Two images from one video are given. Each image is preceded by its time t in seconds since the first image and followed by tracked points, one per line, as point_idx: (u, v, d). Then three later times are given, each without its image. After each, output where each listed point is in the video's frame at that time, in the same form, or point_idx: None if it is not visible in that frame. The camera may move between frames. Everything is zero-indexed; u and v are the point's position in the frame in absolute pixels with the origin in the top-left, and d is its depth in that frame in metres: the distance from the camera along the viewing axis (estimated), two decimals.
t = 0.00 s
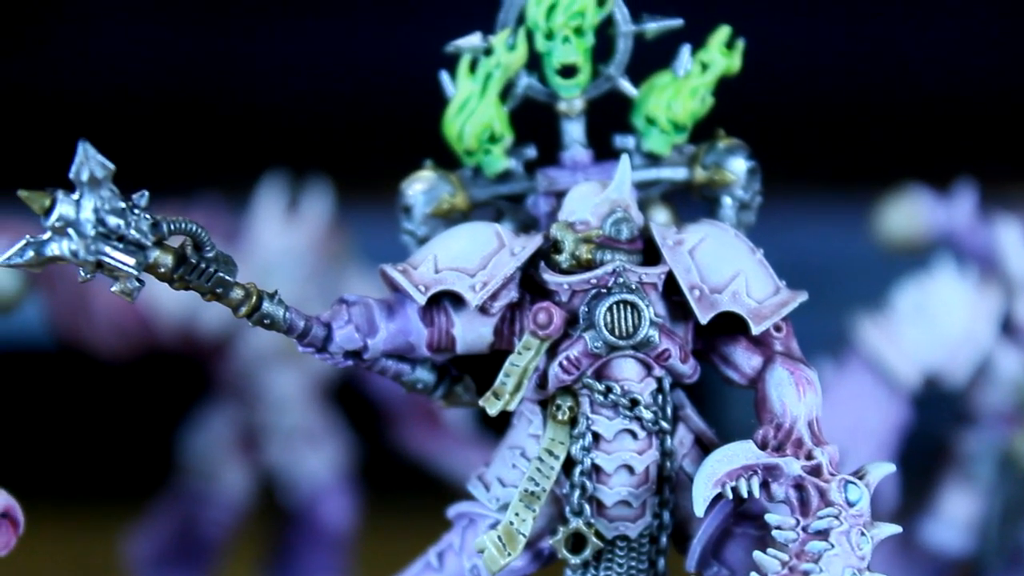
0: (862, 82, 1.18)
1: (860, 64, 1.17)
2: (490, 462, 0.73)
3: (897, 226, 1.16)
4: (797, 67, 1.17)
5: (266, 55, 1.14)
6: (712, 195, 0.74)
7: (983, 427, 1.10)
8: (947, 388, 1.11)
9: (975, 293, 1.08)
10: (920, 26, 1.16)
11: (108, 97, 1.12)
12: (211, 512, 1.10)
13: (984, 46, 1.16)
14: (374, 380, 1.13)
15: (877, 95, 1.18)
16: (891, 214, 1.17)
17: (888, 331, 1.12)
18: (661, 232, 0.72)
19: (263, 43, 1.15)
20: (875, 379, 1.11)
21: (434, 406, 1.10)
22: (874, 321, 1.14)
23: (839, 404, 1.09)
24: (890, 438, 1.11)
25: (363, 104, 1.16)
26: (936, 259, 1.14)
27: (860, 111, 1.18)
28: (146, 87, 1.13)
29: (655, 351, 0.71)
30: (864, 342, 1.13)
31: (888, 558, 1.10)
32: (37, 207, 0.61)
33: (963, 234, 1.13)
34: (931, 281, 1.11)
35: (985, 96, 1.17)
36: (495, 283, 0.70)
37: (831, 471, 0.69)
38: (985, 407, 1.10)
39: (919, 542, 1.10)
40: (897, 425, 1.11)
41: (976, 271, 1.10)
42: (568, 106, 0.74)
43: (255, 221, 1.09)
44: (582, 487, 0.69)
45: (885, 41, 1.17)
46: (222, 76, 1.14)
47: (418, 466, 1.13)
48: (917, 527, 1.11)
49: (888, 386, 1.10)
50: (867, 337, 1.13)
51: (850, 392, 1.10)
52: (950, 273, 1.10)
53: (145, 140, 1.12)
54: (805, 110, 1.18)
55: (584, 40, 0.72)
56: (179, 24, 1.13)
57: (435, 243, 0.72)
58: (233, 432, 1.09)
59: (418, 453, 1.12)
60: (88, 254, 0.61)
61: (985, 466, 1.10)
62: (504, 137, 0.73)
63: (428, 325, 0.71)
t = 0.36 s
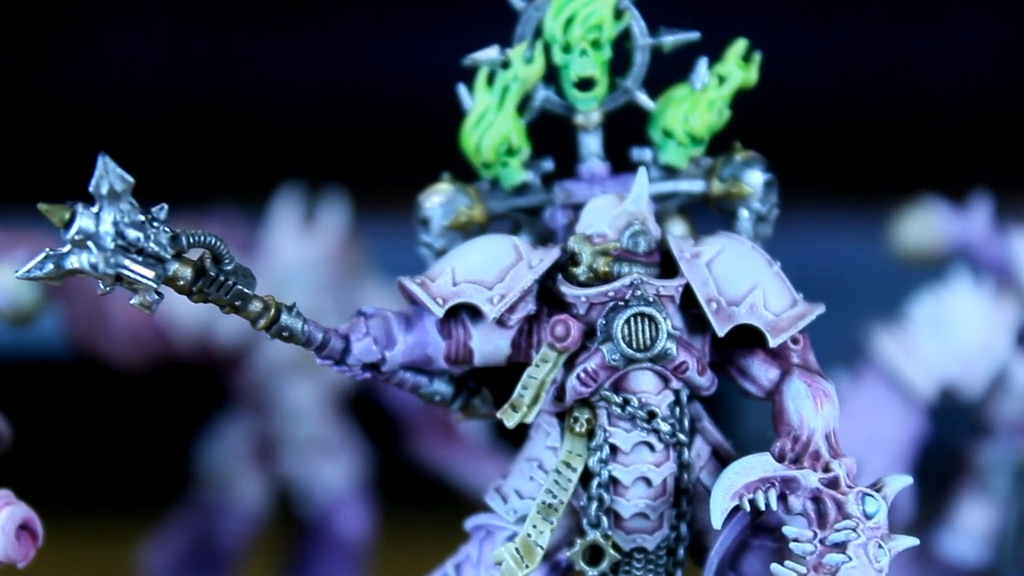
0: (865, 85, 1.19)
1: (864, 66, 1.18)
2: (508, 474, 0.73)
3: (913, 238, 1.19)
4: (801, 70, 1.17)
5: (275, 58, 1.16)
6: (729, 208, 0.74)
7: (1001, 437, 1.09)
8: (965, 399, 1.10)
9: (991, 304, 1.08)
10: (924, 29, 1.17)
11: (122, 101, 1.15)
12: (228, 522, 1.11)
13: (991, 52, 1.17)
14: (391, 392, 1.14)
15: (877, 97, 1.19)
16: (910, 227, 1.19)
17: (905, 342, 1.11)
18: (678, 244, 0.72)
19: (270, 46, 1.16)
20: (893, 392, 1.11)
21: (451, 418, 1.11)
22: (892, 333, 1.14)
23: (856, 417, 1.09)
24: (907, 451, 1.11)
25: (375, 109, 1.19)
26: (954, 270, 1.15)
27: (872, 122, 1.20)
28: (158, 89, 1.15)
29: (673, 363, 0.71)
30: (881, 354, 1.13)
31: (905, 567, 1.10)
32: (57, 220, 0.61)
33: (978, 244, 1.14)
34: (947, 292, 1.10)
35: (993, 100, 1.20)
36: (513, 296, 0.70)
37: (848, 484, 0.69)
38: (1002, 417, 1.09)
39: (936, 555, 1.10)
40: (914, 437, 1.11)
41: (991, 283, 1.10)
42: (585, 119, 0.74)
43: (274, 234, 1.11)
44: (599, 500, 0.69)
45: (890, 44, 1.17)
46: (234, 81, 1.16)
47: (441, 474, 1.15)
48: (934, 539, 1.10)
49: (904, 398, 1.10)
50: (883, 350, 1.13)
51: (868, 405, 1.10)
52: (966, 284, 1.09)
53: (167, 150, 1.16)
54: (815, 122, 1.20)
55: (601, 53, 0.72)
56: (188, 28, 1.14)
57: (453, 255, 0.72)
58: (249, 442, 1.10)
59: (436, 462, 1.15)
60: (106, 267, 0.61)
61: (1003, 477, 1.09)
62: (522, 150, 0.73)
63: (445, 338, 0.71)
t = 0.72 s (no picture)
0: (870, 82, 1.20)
1: (872, 68, 1.18)
2: (526, 485, 0.73)
3: (930, 250, 1.18)
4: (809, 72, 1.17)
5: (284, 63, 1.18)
6: (746, 220, 0.74)
7: (1017, 448, 1.10)
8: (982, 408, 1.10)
9: (1007, 317, 1.07)
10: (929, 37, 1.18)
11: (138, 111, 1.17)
12: (244, 532, 1.10)
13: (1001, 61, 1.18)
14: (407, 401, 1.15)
15: (882, 99, 1.21)
16: (926, 239, 1.19)
17: (922, 353, 1.09)
18: (696, 256, 0.72)
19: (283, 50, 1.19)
20: (909, 403, 1.08)
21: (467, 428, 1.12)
22: (908, 344, 1.11)
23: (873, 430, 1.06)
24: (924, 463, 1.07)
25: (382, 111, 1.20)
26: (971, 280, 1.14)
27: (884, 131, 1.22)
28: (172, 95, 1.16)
29: (691, 375, 0.71)
30: (897, 364, 1.09)
31: None
32: (77, 232, 0.60)
33: (995, 255, 1.12)
34: (962, 303, 1.09)
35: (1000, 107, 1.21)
36: (531, 307, 0.70)
37: (867, 495, 0.69)
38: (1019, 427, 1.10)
39: (953, 565, 1.09)
40: (931, 448, 1.08)
41: (1007, 296, 1.09)
42: (602, 131, 0.74)
43: (293, 242, 1.13)
44: (618, 511, 0.70)
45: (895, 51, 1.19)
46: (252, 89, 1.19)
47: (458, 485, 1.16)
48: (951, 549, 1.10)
49: (920, 408, 1.07)
50: (900, 360, 1.09)
51: (885, 417, 1.06)
52: (983, 295, 1.08)
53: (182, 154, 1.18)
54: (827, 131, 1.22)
55: (619, 65, 0.72)
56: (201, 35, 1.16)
57: (471, 266, 0.72)
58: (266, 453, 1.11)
59: (453, 471, 1.16)
60: (127, 278, 0.60)
61: (1018, 487, 1.09)
62: (539, 162, 0.74)
63: (464, 349, 0.71)
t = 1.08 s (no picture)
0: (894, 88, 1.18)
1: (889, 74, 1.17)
2: (544, 493, 0.74)
3: (948, 257, 1.19)
4: (822, 78, 1.17)
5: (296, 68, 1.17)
6: (765, 228, 0.74)
7: None
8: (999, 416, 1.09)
9: None
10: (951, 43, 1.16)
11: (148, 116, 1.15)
12: (259, 539, 1.12)
13: None
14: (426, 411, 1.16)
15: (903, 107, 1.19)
16: (944, 245, 1.19)
17: (938, 360, 1.13)
18: (715, 264, 0.72)
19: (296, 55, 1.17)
20: (926, 410, 1.11)
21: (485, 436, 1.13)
22: (925, 351, 1.15)
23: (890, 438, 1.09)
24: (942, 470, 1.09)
25: (397, 117, 1.18)
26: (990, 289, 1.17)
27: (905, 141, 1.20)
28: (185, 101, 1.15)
29: (709, 383, 0.71)
30: (915, 372, 1.13)
31: None
32: (97, 240, 0.61)
33: (1012, 263, 1.17)
34: (982, 311, 1.13)
35: None
36: (550, 316, 0.70)
37: (885, 504, 0.69)
38: None
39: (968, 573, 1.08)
40: (947, 456, 1.10)
41: None
42: (621, 139, 0.74)
43: (307, 252, 1.15)
44: (636, 519, 0.70)
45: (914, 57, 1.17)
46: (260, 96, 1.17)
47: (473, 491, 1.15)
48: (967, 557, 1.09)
49: (940, 416, 1.10)
50: (918, 368, 1.13)
51: (903, 426, 1.09)
52: (1001, 303, 1.13)
53: (192, 161, 1.17)
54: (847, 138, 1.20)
55: (637, 74, 0.72)
56: (213, 40, 1.16)
57: (490, 275, 0.72)
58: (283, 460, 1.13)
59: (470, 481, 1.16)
60: (147, 287, 0.61)
61: None
62: (557, 170, 0.74)
63: (483, 357, 0.71)
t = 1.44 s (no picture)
0: (896, 92, 1.20)
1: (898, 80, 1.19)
2: (564, 503, 0.74)
3: (966, 264, 1.19)
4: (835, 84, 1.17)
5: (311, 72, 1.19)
6: (784, 238, 0.74)
7: None
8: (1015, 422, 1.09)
9: None
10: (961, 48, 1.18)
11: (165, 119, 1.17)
12: (281, 549, 1.11)
13: None
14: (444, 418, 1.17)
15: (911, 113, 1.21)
16: (961, 253, 1.20)
17: (959, 370, 1.09)
18: (735, 274, 0.72)
19: (306, 61, 1.19)
20: (945, 419, 1.08)
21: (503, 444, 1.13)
22: (945, 362, 1.11)
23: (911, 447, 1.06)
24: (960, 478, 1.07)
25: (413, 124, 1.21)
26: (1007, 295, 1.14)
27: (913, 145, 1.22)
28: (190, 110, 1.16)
29: (729, 394, 0.71)
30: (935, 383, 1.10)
31: None
32: (119, 251, 0.60)
33: None
34: (1000, 320, 1.09)
35: None
36: (570, 326, 0.70)
37: (906, 514, 0.69)
38: None
39: None
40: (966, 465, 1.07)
41: None
42: (641, 149, 0.75)
43: (327, 261, 1.15)
44: (656, 529, 0.70)
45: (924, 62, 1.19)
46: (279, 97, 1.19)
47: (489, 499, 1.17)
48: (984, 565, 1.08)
49: (958, 426, 1.08)
50: (937, 377, 1.10)
51: (921, 431, 1.07)
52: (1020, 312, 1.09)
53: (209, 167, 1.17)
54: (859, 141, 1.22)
55: (657, 84, 0.72)
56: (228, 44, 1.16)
57: (510, 284, 0.73)
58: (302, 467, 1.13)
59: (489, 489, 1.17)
60: (169, 297, 0.60)
61: None
62: (578, 180, 0.74)
63: (502, 367, 0.72)
